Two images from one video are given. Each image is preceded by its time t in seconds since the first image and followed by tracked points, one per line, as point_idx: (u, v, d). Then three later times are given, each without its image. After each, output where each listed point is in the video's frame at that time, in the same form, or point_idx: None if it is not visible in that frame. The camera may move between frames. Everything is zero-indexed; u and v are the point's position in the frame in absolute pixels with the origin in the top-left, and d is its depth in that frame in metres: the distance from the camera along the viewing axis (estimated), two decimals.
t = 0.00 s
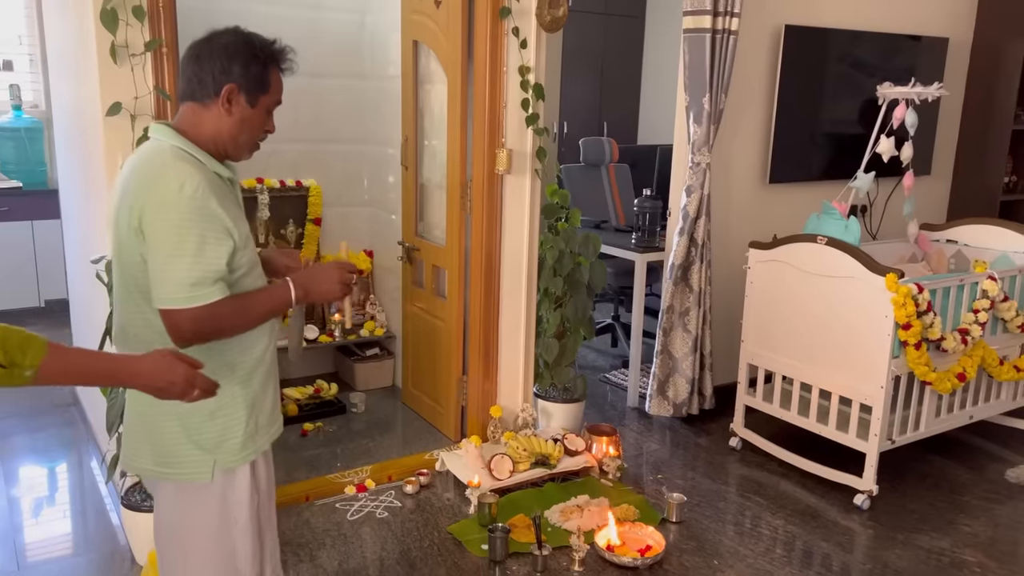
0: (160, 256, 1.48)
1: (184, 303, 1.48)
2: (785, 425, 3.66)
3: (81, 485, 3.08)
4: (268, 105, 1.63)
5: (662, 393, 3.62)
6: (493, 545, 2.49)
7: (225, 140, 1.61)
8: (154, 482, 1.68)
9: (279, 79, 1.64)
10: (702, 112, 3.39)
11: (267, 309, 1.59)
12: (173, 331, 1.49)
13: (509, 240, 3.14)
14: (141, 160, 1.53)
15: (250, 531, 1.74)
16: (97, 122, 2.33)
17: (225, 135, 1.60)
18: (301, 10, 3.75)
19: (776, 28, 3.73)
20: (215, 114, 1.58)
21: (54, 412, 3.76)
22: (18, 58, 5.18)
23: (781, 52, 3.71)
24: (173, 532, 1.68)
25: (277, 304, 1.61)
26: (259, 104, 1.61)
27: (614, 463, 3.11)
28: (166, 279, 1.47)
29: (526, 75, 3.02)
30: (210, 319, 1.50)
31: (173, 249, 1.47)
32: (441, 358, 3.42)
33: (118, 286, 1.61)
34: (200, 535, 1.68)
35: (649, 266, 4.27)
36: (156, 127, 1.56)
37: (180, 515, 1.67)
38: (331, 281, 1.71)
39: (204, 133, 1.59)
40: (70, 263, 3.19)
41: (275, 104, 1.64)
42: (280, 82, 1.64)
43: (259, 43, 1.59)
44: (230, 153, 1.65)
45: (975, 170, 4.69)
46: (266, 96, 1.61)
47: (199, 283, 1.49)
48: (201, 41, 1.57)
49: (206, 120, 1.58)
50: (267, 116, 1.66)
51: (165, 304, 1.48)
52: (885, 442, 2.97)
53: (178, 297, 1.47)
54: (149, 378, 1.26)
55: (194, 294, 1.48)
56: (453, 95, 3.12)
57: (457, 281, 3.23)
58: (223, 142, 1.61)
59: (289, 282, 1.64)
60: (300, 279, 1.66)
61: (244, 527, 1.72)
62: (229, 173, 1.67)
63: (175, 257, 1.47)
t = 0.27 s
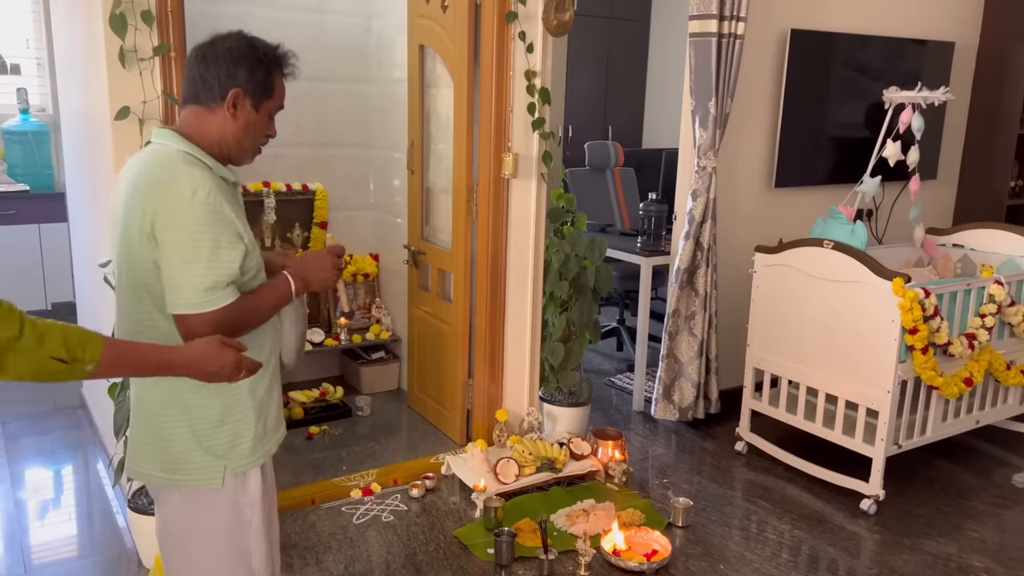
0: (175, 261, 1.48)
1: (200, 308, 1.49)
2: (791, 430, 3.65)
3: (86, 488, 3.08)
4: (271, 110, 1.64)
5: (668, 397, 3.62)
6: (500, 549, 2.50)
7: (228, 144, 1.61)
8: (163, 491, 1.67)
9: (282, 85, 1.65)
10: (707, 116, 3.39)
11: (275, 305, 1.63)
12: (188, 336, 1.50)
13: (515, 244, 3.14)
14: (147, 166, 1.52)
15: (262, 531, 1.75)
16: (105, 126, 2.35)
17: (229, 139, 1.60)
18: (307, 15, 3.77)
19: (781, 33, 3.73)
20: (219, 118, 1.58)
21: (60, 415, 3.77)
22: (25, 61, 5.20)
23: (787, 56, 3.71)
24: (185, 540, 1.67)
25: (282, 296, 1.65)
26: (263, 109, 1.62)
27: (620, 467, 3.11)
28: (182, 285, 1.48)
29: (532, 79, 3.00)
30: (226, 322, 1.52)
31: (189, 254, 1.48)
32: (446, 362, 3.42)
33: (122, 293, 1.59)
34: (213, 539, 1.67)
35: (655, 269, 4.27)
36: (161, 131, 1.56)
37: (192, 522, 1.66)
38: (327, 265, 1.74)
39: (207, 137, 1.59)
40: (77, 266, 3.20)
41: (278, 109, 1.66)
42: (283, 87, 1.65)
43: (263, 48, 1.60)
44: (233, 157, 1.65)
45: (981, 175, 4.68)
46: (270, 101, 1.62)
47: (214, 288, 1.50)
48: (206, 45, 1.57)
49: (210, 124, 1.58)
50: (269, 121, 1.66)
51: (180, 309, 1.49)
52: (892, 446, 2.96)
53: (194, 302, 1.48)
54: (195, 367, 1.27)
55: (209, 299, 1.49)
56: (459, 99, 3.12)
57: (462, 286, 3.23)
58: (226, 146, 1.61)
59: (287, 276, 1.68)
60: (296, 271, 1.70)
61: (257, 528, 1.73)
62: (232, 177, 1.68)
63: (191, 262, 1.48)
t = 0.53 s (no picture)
0: (194, 263, 1.50)
1: (220, 309, 1.51)
2: (799, 435, 3.64)
3: (94, 491, 3.09)
4: (279, 113, 1.64)
5: (676, 401, 3.61)
6: (507, 553, 2.50)
7: (236, 147, 1.62)
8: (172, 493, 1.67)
9: (290, 87, 1.65)
10: (716, 120, 3.39)
11: (287, 307, 1.66)
12: (206, 337, 1.52)
13: (522, 247, 3.14)
14: (158, 170, 1.53)
15: (271, 532, 1.76)
16: (116, 130, 2.36)
17: (236, 142, 1.61)
18: (316, 19, 3.78)
19: (790, 37, 3.72)
20: (226, 121, 1.59)
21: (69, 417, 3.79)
22: (36, 65, 5.24)
23: (795, 61, 3.71)
24: (195, 543, 1.67)
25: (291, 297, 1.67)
26: (270, 111, 1.62)
27: (628, 472, 3.09)
28: (202, 286, 1.50)
29: (540, 83, 3.02)
30: (245, 324, 1.54)
31: (208, 256, 1.50)
32: (454, 366, 3.43)
33: (131, 298, 1.58)
34: (224, 542, 1.68)
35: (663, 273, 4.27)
36: (171, 135, 1.58)
37: (202, 526, 1.67)
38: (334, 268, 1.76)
39: (216, 140, 1.60)
40: (87, 269, 3.22)
41: (286, 112, 1.65)
42: (291, 89, 1.64)
43: (270, 50, 1.60)
44: (242, 160, 1.66)
45: (991, 179, 4.66)
46: (277, 104, 1.62)
47: (233, 288, 1.52)
48: (213, 50, 1.58)
49: (217, 127, 1.59)
50: (278, 123, 1.66)
51: (200, 311, 1.51)
52: (901, 452, 2.95)
53: (214, 303, 1.50)
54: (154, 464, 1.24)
55: (229, 299, 1.52)
56: (467, 102, 3.13)
57: (471, 289, 3.24)
58: (234, 150, 1.62)
59: (296, 278, 1.69)
60: (305, 273, 1.72)
61: (266, 529, 1.74)
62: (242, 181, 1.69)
63: (211, 264, 1.50)
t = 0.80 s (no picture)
0: (202, 258, 1.53)
1: (227, 304, 1.54)
2: (807, 440, 3.63)
3: (103, 492, 3.10)
4: (274, 105, 1.63)
5: (684, 406, 3.60)
6: (514, 557, 2.50)
7: (236, 145, 1.63)
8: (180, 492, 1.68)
9: (281, 78, 1.63)
10: (725, 124, 3.38)
11: (294, 305, 1.68)
12: (213, 332, 1.55)
13: (531, 251, 3.14)
14: (166, 169, 1.55)
15: (278, 531, 1.80)
16: (128, 133, 2.37)
17: (234, 140, 1.63)
18: (326, 24, 3.79)
19: (800, 42, 3.72)
20: (221, 122, 1.61)
21: (79, 419, 3.81)
22: (48, 69, 5.27)
23: (805, 66, 3.70)
24: (204, 541, 1.69)
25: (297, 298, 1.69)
26: (262, 104, 1.61)
27: (636, 476, 3.09)
28: (210, 282, 1.53)
29: (549, 88, 3.01)
30: (252, 320, 1.57)
31: (215, 252, 1.52)
32: (462, 370, 3.43)
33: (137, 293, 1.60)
34: (235, 539, 1.71)
35: (671, 278, 4.27)
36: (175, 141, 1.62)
37: (216, 522, 1.69)
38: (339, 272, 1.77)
39: (216, 141, 1.63)
40: (97, 271, 3.23)
41: (284, 105, 1.64)
42: (285, 82, 1.63)
43: (256, 45, 1.60)
44: (247, 158, 1.67)
45: (1002, 184, 4.64)
46: (268, 95, 1.61)
47: (240, 284, 1.55)
48: (203, 56, 1.61)
49: (215, 128, 1.62)
50: (278, 118, 1.66)
51: (207, 305, 1.53)
52: (911, 458, 2.93)
53: (221, 298, 1.53)
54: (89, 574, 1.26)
55: (236, 295, 1.54)
56: (476, 105, 3.14)
57: (479, 293, 3.24)
58: (236, 148, 1.64)
59: (301, 280, 1.71)
60: (311, 275, 1.73)
61: (273, 528, 1.78)
62: (251, 180, 1.69)
63: (218, 259, 1.53)
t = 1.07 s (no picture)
0: (198, 254, 1.54)
1: (221, 299, 1.54)
2: (815, 445, 3.62)
3: (111, 494, 3.12)
4: (274, 106, 1.64)
5: (691, 410, 3.60)
6: (521, 561, 2.50)
7: (239, 146, 1.65)
8: (185, 487, 1.70)
9: (281, 79, 1.64)
10: (733, 129, 3.39)
11: (294, 303, 1.67)
12: (208, 327, 1.56)
13: (537, 256, 3.15)
14: (170, 168, 1.58)
15: (282, 530, 1.80)
16: (138, 136, 2.38)
17: (237, 141, 1.64)
18: (335, 28, 3.81)
19: (808, 46, 3.72)
20: (223, 124, 1.63)
21: (88, 420, 3.83)
22: (58, 72, 5.31)
23: (812, 70, 3.70)
24: (208, 537, 1.71)
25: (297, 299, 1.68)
26: (262, 105, 1.62)
27: (642, 480, 3.10)
28: (205, 278, 1.54)
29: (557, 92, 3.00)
30: (247, 316, 1.57)
31: (211, 247, 1.53)
32: (469, 374, 3.44)
33: (147, 287, 1.64)
34: (237, 537, 1.72)
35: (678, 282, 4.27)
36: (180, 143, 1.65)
37: (217, 519, 1.71)
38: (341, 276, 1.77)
39: (219, 143, 1.65)
40: (107, 273, 3.25)
41: (284, 105, 1.65)
42: (283, 82, 1.64)
43: (254, 48, 1.62)
44: (250, 159, 1.68)
45: (1010, 189, 4.63)
46: (267, 97, 1.61)
47: (235, 280, 1.55)
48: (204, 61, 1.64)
49: (218, 131, 1.64)
50: (279, 118, 1.67)
51: (201, 299, 1.54)
52: (918, 463, 2.93)
53: (215, 293, 1.54)
54: None
55: (231, 291, 1.55)
56: (484, 109, 3.15)
57: (486, 297, 3.25)
58: (238, 149, 1.65)
59: (302, 281, 1.71)
60: (313, 277, 1.73)
61: (276, 526, 1.78)
62: (255, 180, 1.70)
63: (213, 255, 1.53)
